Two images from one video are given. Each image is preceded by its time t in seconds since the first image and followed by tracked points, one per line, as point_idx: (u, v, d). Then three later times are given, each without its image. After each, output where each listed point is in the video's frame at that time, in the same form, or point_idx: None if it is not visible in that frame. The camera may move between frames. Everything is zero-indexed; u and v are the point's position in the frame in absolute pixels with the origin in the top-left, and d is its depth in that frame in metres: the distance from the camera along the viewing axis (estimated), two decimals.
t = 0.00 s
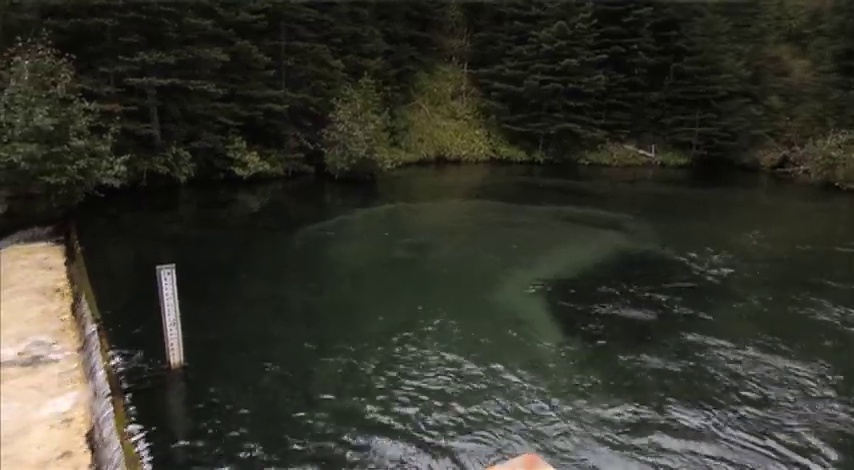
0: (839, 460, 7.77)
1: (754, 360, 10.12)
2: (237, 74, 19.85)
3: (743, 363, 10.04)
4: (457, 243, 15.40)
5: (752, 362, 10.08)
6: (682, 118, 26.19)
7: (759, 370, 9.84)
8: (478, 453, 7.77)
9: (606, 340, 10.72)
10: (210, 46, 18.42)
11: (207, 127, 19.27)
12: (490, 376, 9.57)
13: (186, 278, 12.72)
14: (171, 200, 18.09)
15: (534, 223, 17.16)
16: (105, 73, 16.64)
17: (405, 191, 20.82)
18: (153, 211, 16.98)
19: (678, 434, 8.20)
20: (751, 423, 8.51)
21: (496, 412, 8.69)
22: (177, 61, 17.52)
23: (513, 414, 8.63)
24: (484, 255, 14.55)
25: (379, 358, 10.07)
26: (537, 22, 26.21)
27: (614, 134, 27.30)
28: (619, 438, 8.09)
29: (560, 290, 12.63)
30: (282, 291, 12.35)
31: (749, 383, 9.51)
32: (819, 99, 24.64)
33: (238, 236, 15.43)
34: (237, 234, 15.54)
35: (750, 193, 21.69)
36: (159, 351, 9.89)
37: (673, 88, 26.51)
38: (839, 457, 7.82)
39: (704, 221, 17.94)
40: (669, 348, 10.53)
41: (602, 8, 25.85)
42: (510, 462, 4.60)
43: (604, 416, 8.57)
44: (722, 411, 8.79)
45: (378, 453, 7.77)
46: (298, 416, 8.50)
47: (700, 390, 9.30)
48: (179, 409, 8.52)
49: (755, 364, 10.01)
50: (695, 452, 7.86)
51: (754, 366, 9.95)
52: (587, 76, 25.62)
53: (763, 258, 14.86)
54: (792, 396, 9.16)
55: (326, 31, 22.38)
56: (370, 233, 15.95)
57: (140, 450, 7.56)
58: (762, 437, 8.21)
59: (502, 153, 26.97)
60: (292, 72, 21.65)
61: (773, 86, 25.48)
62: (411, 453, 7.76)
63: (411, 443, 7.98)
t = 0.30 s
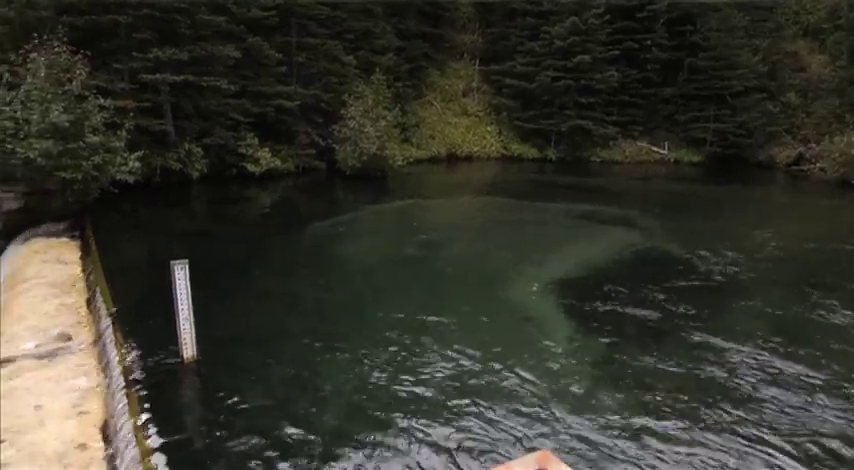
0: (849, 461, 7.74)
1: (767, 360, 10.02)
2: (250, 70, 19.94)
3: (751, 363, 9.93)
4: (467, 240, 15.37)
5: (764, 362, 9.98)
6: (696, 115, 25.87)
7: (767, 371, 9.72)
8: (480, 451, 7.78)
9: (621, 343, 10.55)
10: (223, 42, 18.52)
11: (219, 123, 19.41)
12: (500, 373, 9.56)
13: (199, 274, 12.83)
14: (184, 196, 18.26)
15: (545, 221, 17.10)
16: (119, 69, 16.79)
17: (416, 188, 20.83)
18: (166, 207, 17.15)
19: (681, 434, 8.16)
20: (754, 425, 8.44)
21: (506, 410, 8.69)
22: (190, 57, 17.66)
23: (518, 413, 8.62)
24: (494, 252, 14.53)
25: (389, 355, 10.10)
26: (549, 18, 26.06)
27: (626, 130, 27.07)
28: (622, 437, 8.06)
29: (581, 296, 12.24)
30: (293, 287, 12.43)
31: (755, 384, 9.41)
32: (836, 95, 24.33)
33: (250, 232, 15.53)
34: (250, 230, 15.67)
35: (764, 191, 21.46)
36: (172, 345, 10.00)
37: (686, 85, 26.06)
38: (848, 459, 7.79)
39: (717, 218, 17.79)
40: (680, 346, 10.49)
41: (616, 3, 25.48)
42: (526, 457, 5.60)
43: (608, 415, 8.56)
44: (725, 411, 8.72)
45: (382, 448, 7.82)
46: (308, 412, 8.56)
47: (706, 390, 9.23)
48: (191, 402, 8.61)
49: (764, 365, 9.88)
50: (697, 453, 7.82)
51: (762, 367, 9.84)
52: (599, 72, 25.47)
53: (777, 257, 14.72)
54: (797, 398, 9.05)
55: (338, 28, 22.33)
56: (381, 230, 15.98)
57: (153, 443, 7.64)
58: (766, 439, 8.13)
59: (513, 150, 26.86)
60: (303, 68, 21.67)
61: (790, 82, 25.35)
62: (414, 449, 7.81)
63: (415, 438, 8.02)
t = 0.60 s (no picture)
0: None
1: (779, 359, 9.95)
2: (262, 66, 19.99)
3: (760, 365, 9.78)
4: (478, 237, 15.32)
5: (776, 361, 9.91)
6: (710, 110, 25.57)
7: (775, 374, 9.56)
8: (488, 452, 7.72)
9: (634, 342, 10.44)
10: (235, 38, 18.59)
11: (231, 119, 19.48)
12: (510, 370, 9.55)
13: (211, 269, 12.92)
14: (196, 191, 18.38)
15: (556, 217, 17.02)
16: (132, 65, 16.91)
17: (427, 183, 20.83)
18: (178, 202, 17.27)
19: (690, 438, 8.04)
20: (764, 428, 8.29)
21: (516, 407, 8.69)
22: (202, 53, 17.73)
23: (528, 412, 8.57)
24: (504, 248, 14.50)
25: (400, 351, 10.11)
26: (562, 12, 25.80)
27: (639, 126, 26.84)
28: (630, 442, 7.95)
29: (592, 294, 12.16)
30: (305, 282, 12.48)
31: (765, 386, 9.26)
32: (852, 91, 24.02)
33: (261, 227, 15.60)
34: (261, 225, 15.74)
35: (780, 187, 21.25)
36: (184, 339, 10.08)
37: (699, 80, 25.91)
38: None
39: (731, 216, 17.57)
40: (692, 344, 10.47)
41: None
42: (537, 455, 5.33)
43: (618, 417, 8.46)
44: (734, 414, 8.58)
45: (389, 447, 7.79)
46: (319, 407, 8.60)
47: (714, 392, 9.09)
48: (204, 396, 8.68)
49: (774, 367, 9.74)
50: (705, 458, 7.69)
51: (771, 369, 9.69)
52: (612, 68, 25.25)
53: (791, 254, 14.60)
54: (810, 399, 8.94)
55: (349, 23, 22.24)
56: (392, 226, 15.99)
57: (167, 435, 7.71)
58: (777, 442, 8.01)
59: (524, 146, 26.74)
60: (314, 63, 21.69)
61: (807, 77, 25.06)
62: (420, 449, 7.77)
63: (422, 438, 7.99)
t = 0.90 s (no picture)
0: None
1: (796, 358, 9.89)
2: (274, 62, 20.04)
3: (773, 364, 9.70)
4: (489, 232, 15.30)
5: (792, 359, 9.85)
6: (725, 106, 25.31)
7: (788, 373, 9.46)
8: (496, 447, 7.73)
9: (648, 339, 10.39)
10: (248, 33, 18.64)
11: (244, 114, 19.58)
12: (521, 366, 9.56)
13: (224, 264, 13.02)
14: (209, 187, 18.52)
15: (569, 213, 16.94)
16: (147, 60, 17.01)
17: (438, 179, 20.83)
18: (192, 197, 17.42)
19: (699, 436, 7.98)
20: (775, 428, 8.20)
21: (526, 402, 8.70)
22: (216, 49, 17.82)
23: (537, 408, 8.57)
24: (516, 243, 14.48)
25: (410, 347, 10.14)
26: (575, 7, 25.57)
27: (653, 122, 26.59)
28: (638, 439, 7.91)
29: (604, 292, 12.07)
30: (317, 277, 12.55)
31: (779, 383, 9.21)
32: None
33: (273, 222, 15.68)
34: (274, 220, 15.83)
35: (797, 184, 20.99)
36: (197, 333, 10.18)
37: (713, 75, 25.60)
38: None
39: (746, 213, 17.32)
40: (706, 341, 10.41)
41: None
42: (550, 452, 5.35)
43: (627, 415, 8.43)
44: (745, 414, 8.49)
45: (397, 442, 7.82)
46: (330, 401, 8.67)
47: (725, 391, 9.02)
48: (216, 389, 8.78)
49: (788, 365, 9.69)
50: (716, 452, 7.69)
51: (784, 368, 9.60)
52: (626, 63, 25.06)
53: (807, 252, 14.45)
54: (823, 397, 8.91)
55: (361, 19, 22.15)
56: (403, 221, 16.03)
57: (180, 426, 7.84)
58: (787, 442, 7.90)
59: (537, 141, 26.60)
60: (326, 59, 21.69)
61: (825, 72, 24.96)
62: (428, 444, 7.79)
63: (431, 433, 8.01)
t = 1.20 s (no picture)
0: None
1: (812, 357, 9.82)
2: (287, 57, 20.08)
3: (786, 363, 9.61)
4: (500, 228, 15.28)
5: (807, 358, 9.79)
6: (740, 102, 25.03)
7: (801, 373, 9.38)
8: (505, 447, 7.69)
9: (659, 337, 10.35)
10: (261, 29, 18.70)
11: (256, 110, 19.68)
12: (532, 361, 9.57)
13: (237, 258, 13.13)
14: (222, 182, 18.66)
15: (580, 209, 16.88)
16: (161, 56, 17.20)
17: (449, 175, 20.85)
18: (206, 192, 17.58)
19: (709, 437, 7.93)
20: (786, 429, 8.12)
21: (536, 398, 8.71)
22: (229, 44, 17.90)
23: (547, 405, 8.55)
24: (527, 239, 14.47)
25: (421, 342, 10.18)
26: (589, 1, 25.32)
27: (666, 118, 26.35)
28: (646, 441, 7.84)
29: (615, 290, 11.97)
30: (328, 272, 12.62)
31: (790, 381, 9.18)
32: None
33: (285, 217, 15.78)
34: (286, 215, 15.93)
35: (813, 181, 20.72)
36: (210, 327, 10.28)
37: (728, 71, 25.38)
38: None
39: (761, 211, 17.14)
40: (718, 340, 10.33)
41: None
42: (563, 448, 5.41)
43: (638, 414, 8.36)
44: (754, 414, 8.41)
45: (405, 437, 7.85)
46: (341, 395, 8.73)
47: (733, 388, 8.98)
48: (229, 382, 8.87)
49: (801, 362, 9.64)
50: (724, 449, 7.71)
51: (799, 368, 9.50)
52: (640, 58, 24.72)
53: (822, 250, 14.30)
54: (835, 395, 8.87)
55: (373, 14, 22.10)
56: (414, 216, 16.07)
57: (194, 418, 7.93)
58: (797, 445, 7.82)
59: (548, 137, 26.48)
60: (338, 54, 21.69)
61: (842, 68, 24.20)
62: (435, 440, 7.79)
63: (438, 430, 8.00)
